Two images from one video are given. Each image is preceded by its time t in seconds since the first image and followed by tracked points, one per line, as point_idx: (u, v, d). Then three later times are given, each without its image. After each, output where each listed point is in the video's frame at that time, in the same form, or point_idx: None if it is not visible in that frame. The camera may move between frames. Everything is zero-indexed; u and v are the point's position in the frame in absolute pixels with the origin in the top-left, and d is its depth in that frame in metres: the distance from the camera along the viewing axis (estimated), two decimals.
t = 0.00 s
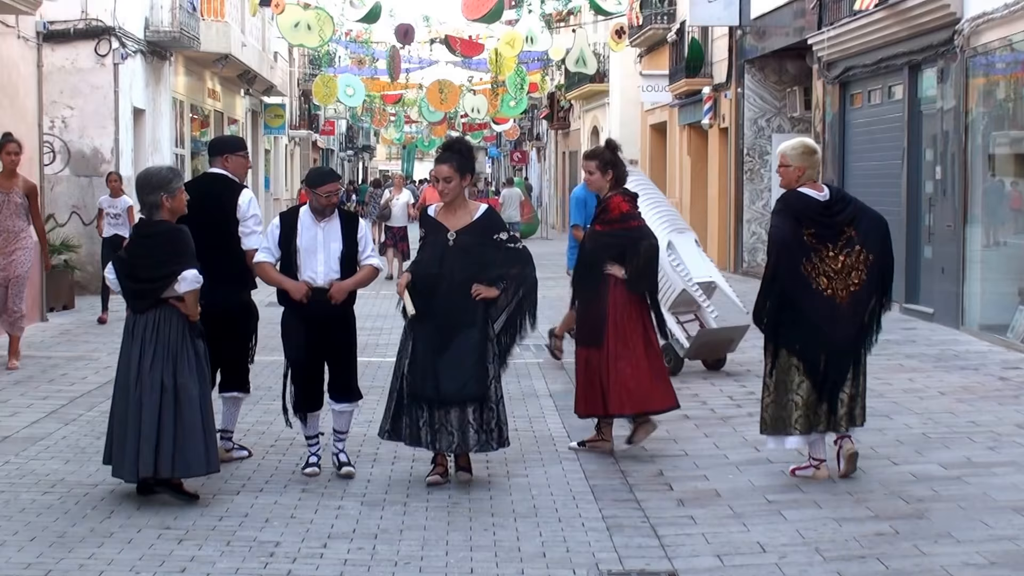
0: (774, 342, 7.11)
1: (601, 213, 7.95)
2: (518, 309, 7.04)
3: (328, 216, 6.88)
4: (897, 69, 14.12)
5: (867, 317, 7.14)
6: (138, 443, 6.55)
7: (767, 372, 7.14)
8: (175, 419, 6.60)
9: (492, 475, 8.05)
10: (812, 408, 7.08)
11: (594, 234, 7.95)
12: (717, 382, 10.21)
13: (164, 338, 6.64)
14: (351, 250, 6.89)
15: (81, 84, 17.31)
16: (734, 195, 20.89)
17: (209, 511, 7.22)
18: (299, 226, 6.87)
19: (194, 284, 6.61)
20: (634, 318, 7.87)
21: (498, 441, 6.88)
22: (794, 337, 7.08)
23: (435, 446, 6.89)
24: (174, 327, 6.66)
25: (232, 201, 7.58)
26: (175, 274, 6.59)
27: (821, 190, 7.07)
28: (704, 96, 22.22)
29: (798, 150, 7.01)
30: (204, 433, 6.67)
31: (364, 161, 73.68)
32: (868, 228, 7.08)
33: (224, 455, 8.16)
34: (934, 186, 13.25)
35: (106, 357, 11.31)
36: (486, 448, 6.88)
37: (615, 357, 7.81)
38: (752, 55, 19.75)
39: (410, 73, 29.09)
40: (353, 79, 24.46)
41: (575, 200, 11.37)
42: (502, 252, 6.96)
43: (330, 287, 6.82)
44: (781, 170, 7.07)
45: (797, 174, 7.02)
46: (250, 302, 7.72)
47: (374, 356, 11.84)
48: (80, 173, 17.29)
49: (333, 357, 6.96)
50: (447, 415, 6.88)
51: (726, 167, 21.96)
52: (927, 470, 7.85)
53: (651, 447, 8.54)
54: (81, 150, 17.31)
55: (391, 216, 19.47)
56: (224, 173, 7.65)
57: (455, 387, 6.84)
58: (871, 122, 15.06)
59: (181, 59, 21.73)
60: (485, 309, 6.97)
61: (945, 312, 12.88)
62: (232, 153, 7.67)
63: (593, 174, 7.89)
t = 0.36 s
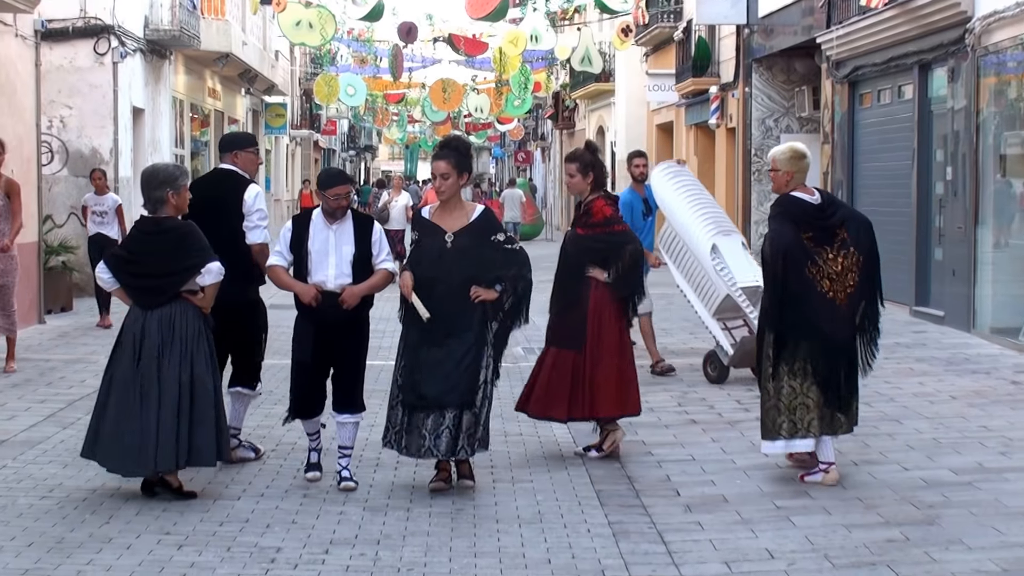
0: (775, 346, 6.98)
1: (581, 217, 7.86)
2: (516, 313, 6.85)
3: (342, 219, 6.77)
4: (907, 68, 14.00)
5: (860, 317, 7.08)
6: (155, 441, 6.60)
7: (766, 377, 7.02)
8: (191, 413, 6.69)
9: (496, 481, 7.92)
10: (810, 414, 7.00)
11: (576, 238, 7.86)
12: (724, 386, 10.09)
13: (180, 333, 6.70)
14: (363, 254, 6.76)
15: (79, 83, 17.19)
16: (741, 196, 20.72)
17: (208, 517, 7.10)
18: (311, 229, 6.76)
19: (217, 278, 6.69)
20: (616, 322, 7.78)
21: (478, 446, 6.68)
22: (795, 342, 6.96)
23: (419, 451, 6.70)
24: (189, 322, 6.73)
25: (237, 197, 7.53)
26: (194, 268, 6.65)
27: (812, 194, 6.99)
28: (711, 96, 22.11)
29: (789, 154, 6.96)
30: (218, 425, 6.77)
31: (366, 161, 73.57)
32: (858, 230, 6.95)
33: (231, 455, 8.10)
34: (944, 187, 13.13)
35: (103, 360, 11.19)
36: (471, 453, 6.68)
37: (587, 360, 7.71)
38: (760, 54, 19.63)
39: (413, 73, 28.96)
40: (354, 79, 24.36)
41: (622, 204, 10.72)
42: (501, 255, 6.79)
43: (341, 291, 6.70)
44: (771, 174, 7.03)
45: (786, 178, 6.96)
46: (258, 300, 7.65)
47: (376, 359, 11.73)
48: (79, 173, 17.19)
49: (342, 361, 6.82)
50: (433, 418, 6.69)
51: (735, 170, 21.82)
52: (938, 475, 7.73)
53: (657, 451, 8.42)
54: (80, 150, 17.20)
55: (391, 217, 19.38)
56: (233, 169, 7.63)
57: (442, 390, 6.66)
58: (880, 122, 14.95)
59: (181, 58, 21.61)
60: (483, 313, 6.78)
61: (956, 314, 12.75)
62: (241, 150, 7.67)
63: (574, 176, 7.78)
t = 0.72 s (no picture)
0: (772, 344, 7.00)
1: (565, 222, 7.71)
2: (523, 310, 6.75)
3: (346, 223, 6.67)
4: (917, 67, 13.89)
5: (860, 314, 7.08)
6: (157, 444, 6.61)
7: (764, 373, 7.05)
8: (191, 416, 6.70)
9: (500, 484, 7.83)
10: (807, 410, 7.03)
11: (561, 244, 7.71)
12: (731, 389, 9.98)
13: (180, 336, 6.70)
14: (368, 259, 6.67)
15: (79, 82, 17.07)
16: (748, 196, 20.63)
17: (208, 522, 6.98)
18: (316, 232, 6.65)
19: (212, 281, 6.69)
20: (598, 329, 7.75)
21: (503, 455, 6.60)
22: (792, 339, 6.99)
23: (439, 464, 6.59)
24: (187, 325, 6.73)
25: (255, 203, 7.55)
26: (192, 270, 6.67)
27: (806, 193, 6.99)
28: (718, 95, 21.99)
29: (785, 154, 6.98)
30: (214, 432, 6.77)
31: (369, 161, 73.48)
32: (847, 233, 6.96)
33: (240, 456, 8.06)
34: (955, 187, 13.03)
35: (102, 363, 11.09)
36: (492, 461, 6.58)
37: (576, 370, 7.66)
38: (768, 53, 19.52)
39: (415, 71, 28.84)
40: (356, 78, 24.25)
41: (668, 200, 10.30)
42: (507, 257, 6.63)
43: (347, 296, 6.58)
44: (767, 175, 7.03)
45: (785, 177, 6.98)
46: (278, 302, 7.63)
47: (378, 361, 11.62)
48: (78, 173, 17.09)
49: (344, 368, 6.72)
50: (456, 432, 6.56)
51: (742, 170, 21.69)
52: (950, 481, 7.62)
53: (664, 455, 8.31)
54: (79, 150, 17.11)
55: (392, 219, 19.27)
56: (254, 174, 7.65)
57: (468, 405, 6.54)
58: (890, 122, 14.84)
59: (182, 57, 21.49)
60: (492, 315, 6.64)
61: (966, 315, 12.64)
62: (263, 155, 7.67)
63: (553, 181, 7.60)
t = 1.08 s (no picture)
0: (765, 345, 7.04)
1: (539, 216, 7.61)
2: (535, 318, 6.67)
3: (337, 223, 6.56)
4: (927, 66, 13.81)
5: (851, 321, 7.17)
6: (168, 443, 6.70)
7: (750, 373, 7.10)
8: (203, 415, 6.77)
9: (505, 488, 7.74)
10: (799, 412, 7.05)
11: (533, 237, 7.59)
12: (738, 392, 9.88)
13: (190, 335, 6.79)
14: (359, 261, 6.55)
15: (78, 80, 16.96)
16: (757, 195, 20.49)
17: (209, 526, 6.88)
18: (305, 234, 6.55)
19: (217, 282, 6.78)
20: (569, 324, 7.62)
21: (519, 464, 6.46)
22: (786, 340, 7.01)
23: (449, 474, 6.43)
24: (199, 326, 6.81)
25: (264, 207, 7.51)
26: (198, 271, 6.75)
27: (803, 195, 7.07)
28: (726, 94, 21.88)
29: (780, 157, 7.04)
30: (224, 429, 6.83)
31: (371, 161, 73.35)
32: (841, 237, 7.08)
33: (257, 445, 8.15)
34: (965, 187, 12.93)
35: (102, 365, 10.99)
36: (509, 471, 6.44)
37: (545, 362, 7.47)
38: (776, 51, 19.42)
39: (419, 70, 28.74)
40: (360, 76, 24.14)
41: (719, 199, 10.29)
42: (522, 262, 6.55)
43: (337, 299, 6.47)
44: (763, 177, 7.09)
45: (781, 179, 7.04)
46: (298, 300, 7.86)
47: (382, 364, 11.53)
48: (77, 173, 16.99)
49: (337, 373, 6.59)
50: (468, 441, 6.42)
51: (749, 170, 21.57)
52: (960, 485, 7.52)
53: (670, 459, 8.22)
54: (79, 150, 17.02)
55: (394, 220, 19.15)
56: (275, 177, 7.66)
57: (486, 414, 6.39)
58: (900, 121, 14.75)
59: (183, 55, 21.39)
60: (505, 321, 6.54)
61: (977, 317, 12.54)
62: (283, 159, 7.65)
63: (526, 175, 7.51)
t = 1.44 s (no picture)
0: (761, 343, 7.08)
1: (534, 214, 7.50)
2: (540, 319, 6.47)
3: (334, 227, 6.33)
4: (937, 65, 13.72)
5: (845, 326, 7.21)
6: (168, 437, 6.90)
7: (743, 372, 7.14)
8: (203, 413, 6.93)
9: (511, 492, 7.65)
10: (795, 410, 7.11)
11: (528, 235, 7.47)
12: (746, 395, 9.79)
13: (191, 334, 6.93)
14: (356, 266, 6.31)
15: (79, 79, 16.87)
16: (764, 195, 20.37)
17: (212, 530, 6.80)
18: (300, 239, 6.31)
19: (213, 281, 6.85)
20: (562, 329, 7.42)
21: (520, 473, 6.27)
22: (782, 341, 7.06)
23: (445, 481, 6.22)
24: (200, 324, 6.94)
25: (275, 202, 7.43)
26: (197, 270, 6.84)
27: (794, 198, 7.16)
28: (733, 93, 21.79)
29: (772, 159, 7.10)
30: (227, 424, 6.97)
31: (375, 162, 73.25)
32: (833, 239, 7.17)
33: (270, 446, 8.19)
34: (976, 188, 12.85)
35: (103, 367, 10.90)
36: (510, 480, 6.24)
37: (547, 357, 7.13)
38: (784, 50, 19.35)
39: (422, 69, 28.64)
40: (363, 76, 24.06)
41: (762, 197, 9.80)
42: (527, 262, 6.33)
43: (332, 308, 6.23)
44: (754, 180, 7.14)
45: (773, 181, 7.09)
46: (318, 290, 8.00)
47: (385, 366, 11.44)
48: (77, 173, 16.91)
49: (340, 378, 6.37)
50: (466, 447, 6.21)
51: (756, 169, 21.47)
52: (971, 489, 7.43)
53: (678, 463, 8.13)
54: (79, 150, 16.92)
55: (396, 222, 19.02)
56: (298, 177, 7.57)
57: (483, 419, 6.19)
58: (909, 121, 14.67)
59: (184, 54, 21.31)
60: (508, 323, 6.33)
61: (987, 319, 12.45)
62: (304, 155, 7.54)
63: (515, 173, 7.39)
